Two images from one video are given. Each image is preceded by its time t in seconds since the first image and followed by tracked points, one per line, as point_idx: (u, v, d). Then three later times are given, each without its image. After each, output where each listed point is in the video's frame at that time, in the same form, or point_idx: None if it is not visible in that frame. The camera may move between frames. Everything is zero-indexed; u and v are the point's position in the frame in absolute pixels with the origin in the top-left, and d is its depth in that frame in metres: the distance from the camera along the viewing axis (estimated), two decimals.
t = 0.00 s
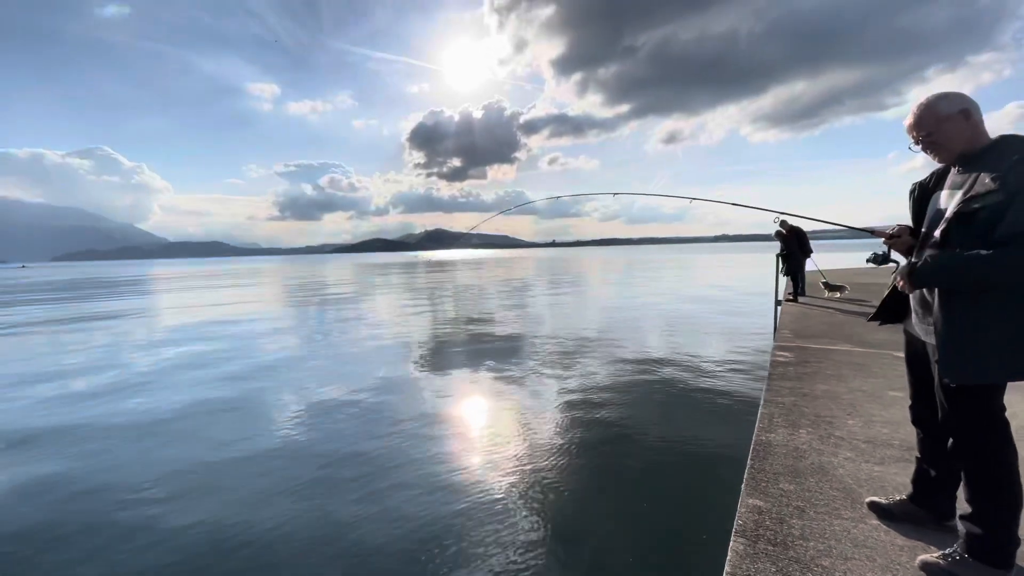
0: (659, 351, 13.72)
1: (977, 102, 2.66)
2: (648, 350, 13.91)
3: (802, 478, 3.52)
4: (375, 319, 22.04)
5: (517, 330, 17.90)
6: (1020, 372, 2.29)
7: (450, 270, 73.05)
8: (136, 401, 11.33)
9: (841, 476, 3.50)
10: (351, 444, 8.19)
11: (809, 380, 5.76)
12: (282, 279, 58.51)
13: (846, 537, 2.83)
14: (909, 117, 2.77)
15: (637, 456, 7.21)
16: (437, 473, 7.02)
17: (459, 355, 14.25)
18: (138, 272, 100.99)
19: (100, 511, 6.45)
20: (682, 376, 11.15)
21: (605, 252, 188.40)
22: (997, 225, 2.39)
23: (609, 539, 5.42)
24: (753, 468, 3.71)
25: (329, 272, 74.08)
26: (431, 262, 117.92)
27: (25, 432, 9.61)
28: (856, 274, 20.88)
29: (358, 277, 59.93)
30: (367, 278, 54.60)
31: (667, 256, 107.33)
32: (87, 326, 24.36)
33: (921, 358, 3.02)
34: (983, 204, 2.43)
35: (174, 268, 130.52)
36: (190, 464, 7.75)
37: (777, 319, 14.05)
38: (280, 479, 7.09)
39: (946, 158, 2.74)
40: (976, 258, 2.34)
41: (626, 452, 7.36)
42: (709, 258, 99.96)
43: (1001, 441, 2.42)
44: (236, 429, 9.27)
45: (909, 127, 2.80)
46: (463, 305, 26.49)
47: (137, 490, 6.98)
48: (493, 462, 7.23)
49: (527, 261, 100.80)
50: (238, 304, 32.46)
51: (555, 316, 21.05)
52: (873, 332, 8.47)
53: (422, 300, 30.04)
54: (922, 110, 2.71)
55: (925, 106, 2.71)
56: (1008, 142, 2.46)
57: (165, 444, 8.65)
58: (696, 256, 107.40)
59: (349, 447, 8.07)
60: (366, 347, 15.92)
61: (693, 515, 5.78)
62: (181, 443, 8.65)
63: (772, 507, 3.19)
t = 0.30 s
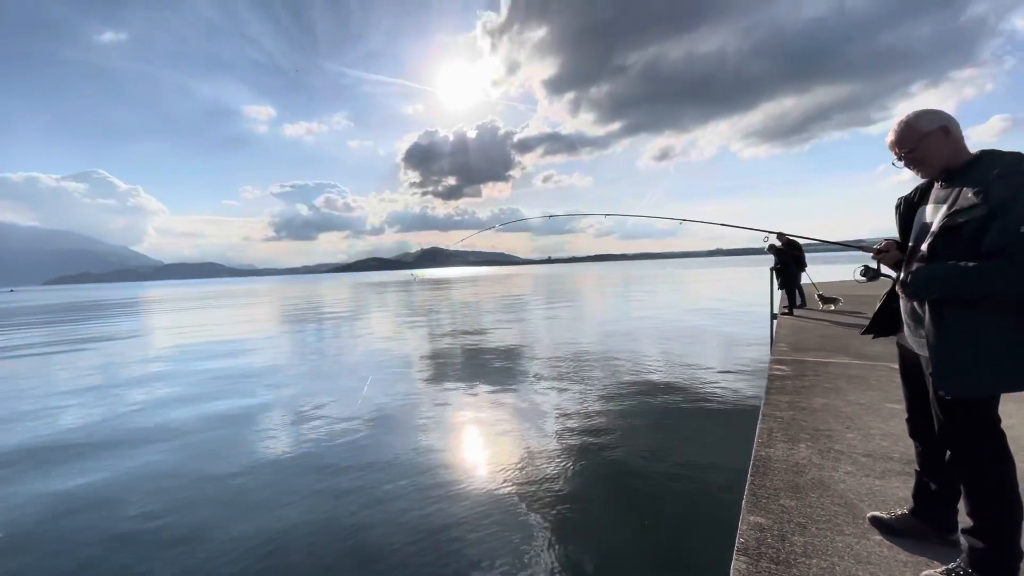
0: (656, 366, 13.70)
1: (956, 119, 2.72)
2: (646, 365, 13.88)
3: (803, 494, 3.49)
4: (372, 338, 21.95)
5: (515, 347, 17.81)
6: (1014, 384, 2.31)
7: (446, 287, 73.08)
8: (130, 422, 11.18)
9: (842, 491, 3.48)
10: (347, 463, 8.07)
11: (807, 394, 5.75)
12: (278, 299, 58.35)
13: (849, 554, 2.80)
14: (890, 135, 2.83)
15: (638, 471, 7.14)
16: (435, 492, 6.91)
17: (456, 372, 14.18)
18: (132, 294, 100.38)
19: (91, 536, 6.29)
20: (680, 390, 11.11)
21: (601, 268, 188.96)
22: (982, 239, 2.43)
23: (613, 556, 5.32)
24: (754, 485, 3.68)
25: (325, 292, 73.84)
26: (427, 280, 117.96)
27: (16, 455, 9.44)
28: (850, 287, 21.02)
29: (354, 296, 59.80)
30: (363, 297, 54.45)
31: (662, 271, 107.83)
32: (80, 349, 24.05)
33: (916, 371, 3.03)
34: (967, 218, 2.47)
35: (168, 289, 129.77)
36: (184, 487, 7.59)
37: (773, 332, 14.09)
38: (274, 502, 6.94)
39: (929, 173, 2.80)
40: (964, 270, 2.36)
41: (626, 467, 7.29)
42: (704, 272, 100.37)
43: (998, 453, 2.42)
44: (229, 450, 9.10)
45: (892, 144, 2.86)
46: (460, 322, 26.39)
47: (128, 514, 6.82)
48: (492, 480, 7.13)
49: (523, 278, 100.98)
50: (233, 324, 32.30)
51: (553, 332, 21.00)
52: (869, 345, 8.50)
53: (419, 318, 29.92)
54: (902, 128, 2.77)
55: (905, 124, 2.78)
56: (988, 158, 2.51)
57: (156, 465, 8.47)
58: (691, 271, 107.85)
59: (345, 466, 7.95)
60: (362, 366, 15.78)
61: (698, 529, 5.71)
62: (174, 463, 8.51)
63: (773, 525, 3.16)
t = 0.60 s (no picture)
0: (654, 371, 13.67)
1: (945, 128, 2.75)
2: (644, 370, 13.85)
3: (800, 500, 3.49)
4: (369, 343, 21.83)
5: (512, 352, 17.74)
6: (1010, 390, 2.31)
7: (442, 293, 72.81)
8: (123, 426, 11.05)
9: (840, 497, 3.48)
10: (343, 467, 7.99)
11: (804, 400, 5.76)
12: (275, 304, 58.10)
13: (846, 561, 2.80)
14: (880, 144, 2.86)
15: (636, 475, 7.11)
16: (432, 494, 6.85)
17: (454, 377, 14.11)
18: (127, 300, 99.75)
19: (81, 540, 6.18)
20: (678, 395, 11.10)
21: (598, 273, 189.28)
22: (975, 245, 2.44)
23: (613, 560, 5.28)
24: (751, 491, 3.68)
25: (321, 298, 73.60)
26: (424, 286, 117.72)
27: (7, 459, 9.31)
28: (846, 292, 21.07)
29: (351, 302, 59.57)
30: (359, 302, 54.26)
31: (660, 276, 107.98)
32: (72, 354, 23.77)
33: (911, 377, 3.04)
34: (959, 225, 2.49)
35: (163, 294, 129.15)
36: (177, 489, 7.49)
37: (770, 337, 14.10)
38: (268, 504, 6.84)
39: (920, 181, 2.82)
40: (958, 277, 2.38)
41: (624, 471, 7.26)
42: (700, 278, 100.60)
43: (994, 459, 2.42)
44: (223, 453, 8.99)
45: (882, 153, 2.88)
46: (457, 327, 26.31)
47: (121, 517, 6.72)
48: (490, 484, 7.08)
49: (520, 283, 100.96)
50: (230, 328, 32.13)
51: (550, 338, 20.95)
52: (865, 350, 8.52)
53: (416, 323, 29.81)
54: (892, 137, 2.80)
55: (895, 133, 2.80)
56: (978, 166, 2.53)
57: (149, 470, 8.36)
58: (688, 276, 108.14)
59: (341, 469, 7.88)
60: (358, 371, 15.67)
61: (697, 533, 5.68)
62: (168, 467, 8.40)
63: (771, 531, 3.15)
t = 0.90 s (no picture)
0: (662, 366, 13.61)
1: (969, 124, 2.68)
2: (652, 366, 13.78)
3: (806, 498, 3.48)
4: (378, 332, 21.94)
5: (520, 344, 17.75)
6: None
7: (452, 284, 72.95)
8: (135, 406, 11.22)
9: (846, 496, 3.46)
10: (350, 452, 8.05)
11: (813, 398, 5.72)
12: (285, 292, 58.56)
13: (851, 560, 2.79)
14: (901, 139, 2.80)
15: (641, 471, 7.11)
16: (438, 482, 6.89)
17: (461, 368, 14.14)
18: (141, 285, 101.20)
19: (93, 514, 6.29)
20: (685, 392, 11.04)
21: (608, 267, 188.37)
22: (993, 244, 2.39)
23: (616, 555, 5.29)
24: (756, 488, 3.67)
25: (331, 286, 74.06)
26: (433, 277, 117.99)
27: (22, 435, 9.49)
28: (861, 291, 20.77)
29: (360, 291, 59.87)
30: (369, 292, 54.46)
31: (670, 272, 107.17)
32: (87, 335, 24.13)
33: (923, 378, 3.01)
34: (978, 224, 2.44)
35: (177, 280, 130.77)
36: (186, 469, 7.57)
37: (781, 335, 13.96)
38: (275, 486, 6.90)
39: (939, 178, 2.76)
40: (975, 276, 2.33)
41: (629, 468, 7.25)
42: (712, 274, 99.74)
43: (1006, 462, 2.39)
44: (233, 434, 9.12)
45: (901, 149, 2.82)
46: (465, 319, 26.32)
47: (132, 494, 6.81)
48: (496, 475, 7.09)
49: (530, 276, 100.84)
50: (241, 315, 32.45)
51: (558, 331, 20.90)
52: (877, 350, 8.41)
53: (425, 313, 29.87)
54: (913, 133, 2.74)
55: (916, 129, 2.74)
56: (1001, 163, 2.47)
57: (160, 448, 8.50)
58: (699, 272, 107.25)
59: (348, 453, 7.95)
60: (366, 359, 15.75)
61: (701, 531, 5.67)
62: (177, 447, 8.49)
63: (775, 528, 3.15)
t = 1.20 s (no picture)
0: (685, 353, 13.45)
1: None
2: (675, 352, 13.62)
3: (830, 488, 3.43)
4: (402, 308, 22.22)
5: (542, 325, 17.75)
6: None
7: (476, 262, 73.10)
8: (170, 373, 11.68)
9: (872, 489, 3.40)
10: (373, 422, 8.23)
11: (842, 389, 5.59)
12: (313, 266, 59.68)
13: (873, 551, 2.76)
14: (957, 120, 2.67)
15: (660, 452, 7.09)
16: (458, 454, 6.99)
17: (483, 347, 14.25)
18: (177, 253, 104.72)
19: (130, 473, 6.59)
20: (708, 378, 10.91)
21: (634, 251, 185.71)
22: None
23: (630, 531, 5.31)
24: (779, 475, 3.64)
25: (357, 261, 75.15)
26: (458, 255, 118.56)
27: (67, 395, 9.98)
28: (900, 283, 19.96)
29: (386, 266, 60.63)
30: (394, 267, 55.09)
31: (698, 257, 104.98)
32: (127, 300, 25.17)
33: (964, 371, 2.90)
34: None
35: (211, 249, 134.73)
36: (217, 432, 7.84)
37: (811, 326, 13.60)
38: (302, 451, 7.10)
39: (997, 162, 2.62)
40: None
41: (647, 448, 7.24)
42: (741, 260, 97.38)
43: None
44: (262, 399, 9.46)
45: (959, 131, 2.69)
46: (488, 297, 26.42)
47: (166, 454, 7.10)
48: (515, 451, 7.17)
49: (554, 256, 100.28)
50: (270, 286, 33.25)
51: (581, 313, 20.80)
52: (913, 344, 8.11)
53: (449, 290, 30.11)
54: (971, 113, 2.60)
55: (975, 109, 2.60)
56: None
57: (194, 410, 8.89)
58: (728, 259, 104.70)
59: (371, 424, 8.18)
60: (390, 333, 16.02)
61: (719, 513, 5.63)
62: (209, 412, 8.80)
63: (796, 515, 3.12)
